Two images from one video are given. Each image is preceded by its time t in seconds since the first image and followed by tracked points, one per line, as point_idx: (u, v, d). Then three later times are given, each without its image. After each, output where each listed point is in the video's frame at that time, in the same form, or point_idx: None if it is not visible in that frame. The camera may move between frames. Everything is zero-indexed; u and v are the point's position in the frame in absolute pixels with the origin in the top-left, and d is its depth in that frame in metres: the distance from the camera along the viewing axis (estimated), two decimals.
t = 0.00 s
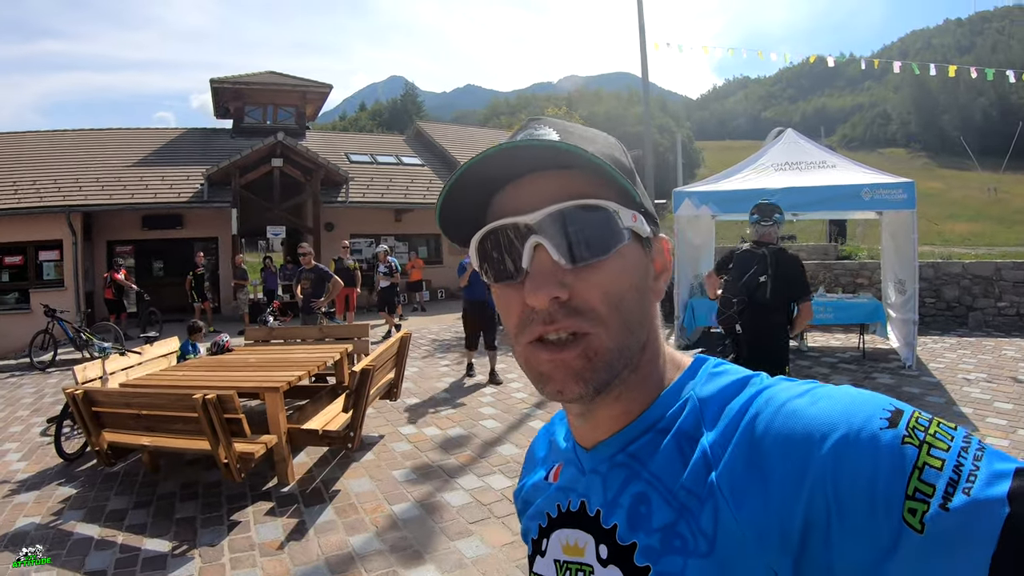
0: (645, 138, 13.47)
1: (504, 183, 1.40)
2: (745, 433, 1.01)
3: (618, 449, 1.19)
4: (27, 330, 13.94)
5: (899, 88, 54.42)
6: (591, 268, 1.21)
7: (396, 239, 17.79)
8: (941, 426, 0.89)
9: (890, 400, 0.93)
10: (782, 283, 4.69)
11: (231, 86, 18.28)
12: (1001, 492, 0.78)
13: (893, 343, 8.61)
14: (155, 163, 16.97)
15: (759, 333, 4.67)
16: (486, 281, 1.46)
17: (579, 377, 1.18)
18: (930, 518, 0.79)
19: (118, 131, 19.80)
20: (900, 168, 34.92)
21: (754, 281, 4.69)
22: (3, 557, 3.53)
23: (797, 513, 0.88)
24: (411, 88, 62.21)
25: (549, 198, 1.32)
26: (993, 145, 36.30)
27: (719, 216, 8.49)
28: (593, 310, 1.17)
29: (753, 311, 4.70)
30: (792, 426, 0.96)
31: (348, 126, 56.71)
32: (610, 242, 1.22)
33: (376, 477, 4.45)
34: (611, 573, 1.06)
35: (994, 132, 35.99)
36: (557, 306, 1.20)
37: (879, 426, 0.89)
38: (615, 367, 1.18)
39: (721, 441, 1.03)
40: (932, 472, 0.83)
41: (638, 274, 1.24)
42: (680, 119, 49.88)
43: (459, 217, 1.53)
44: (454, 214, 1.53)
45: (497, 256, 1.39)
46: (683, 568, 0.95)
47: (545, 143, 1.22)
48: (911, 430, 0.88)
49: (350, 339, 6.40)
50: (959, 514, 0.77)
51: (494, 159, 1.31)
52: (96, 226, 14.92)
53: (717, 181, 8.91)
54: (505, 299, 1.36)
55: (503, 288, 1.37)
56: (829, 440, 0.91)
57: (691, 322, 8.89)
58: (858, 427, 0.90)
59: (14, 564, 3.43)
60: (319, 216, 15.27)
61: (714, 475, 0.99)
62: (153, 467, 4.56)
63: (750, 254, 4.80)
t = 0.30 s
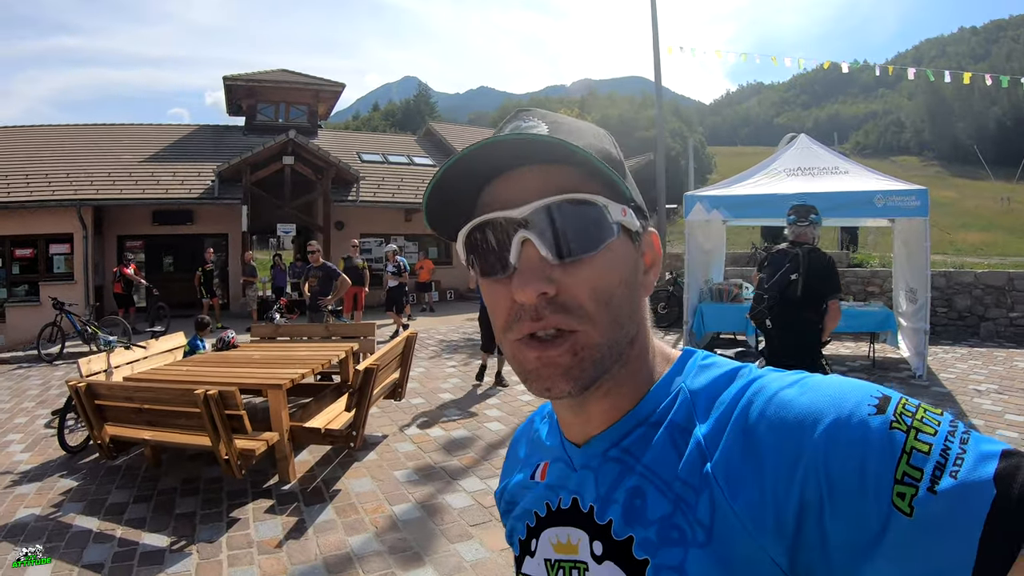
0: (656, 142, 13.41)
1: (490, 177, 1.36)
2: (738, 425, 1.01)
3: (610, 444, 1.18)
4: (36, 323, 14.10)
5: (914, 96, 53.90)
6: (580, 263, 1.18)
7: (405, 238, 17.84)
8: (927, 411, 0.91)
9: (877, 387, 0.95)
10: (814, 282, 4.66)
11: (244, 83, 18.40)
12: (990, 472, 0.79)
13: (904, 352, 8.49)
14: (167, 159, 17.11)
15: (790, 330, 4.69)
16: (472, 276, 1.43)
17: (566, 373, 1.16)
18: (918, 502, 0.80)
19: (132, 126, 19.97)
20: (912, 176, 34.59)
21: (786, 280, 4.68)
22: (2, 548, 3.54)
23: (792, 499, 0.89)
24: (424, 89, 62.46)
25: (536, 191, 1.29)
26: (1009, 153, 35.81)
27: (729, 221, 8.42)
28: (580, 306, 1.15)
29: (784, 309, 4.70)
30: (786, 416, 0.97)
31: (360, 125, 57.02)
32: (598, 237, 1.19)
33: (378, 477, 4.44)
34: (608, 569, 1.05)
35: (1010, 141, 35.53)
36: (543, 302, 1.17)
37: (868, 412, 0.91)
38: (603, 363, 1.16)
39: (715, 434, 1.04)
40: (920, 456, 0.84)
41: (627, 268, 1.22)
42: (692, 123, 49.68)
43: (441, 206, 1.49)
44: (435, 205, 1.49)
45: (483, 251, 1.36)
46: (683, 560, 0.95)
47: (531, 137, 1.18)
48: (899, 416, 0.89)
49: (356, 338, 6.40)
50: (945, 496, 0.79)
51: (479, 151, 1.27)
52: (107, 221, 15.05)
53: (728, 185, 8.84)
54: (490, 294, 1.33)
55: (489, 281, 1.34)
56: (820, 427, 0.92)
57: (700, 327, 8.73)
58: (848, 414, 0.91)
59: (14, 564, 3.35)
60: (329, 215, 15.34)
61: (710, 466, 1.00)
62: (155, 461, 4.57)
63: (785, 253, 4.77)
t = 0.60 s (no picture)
0: (662, 138, 13.36)
1: (521, 186, 1.39)
2: (755, 453, 1.03)
3: (625, 461, 1.20)
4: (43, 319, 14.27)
5: (923, 90, 53.35)
6: (603, 280, 1.20)
7: (411, 234, 17.87)
8: (951, 451, 0.93)
9: (900, 423, 0.97)
10: (847, 285, 5.01)
11: (250, 79, 18.46)
12: (1011, 514, 0.82)
13: (908, 349, 8.46)
14: (173, 155, 17.20)
15: (825, 330, 4.99)
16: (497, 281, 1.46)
17: (580, 389, 1.17)
18: (938, 539, 0.82)
19: (138, 122, 20.08)
20: (919, 172, 34.34)
21: (821, 283, 5.05)
22: (6, 543, 3.60)
23: (807, 529, 0.91)
24: (430, 85, 62.54)
25: (565, 204, 1.31)
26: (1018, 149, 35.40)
27: (732, 218, 8.41)
28: (598, 323, 1.17)
29: (820, 309, 5.03)
30: (808, 444, 0.99)
31: (366, 120, 57.13)
32: (624, 255, 1.20)
33: (379, 474, 4.47)
34: None
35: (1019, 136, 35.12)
36: (562, 317, 1.19)
37: (890, 446, 0.93)
38: (621, 381, 1.17)
39: (732, 460, 1.05)
40: (941, 494, 0.86)
41: (653, 289, 1.22)
42: (698, 118, 49.44)
43: (471, 209, 1.53)
44: (465, 208, 1.52)
45: (509, 259, 1.39)
46: None
47: (559, 152, 1.20)
48: (921, 453, 0.91)
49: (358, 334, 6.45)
50: (964, 536, 0.81)
51: (510, 160, 1.29)
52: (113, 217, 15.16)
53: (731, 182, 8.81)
54: (512, 302, 1.36)
55: (513, 290, 1.37)
56: (839, 460, 0.95)
57: (703, 324, 8.77)
58: (870, 447, 0.94)
59: (14, 564, 3.35)
60: (334, 211, 15.39)
61: (724, 491, 1.01)
62: (159, 457, 4.62)
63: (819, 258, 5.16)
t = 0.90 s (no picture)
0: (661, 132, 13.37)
1: (559, 180, 1.41)
2: (773, 458, 1.05)
3: (638, 466, 1.22)
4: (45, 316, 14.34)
5: (924, 82, 53.06)
6: (635, 284, 1.22)
7: (411, 228, 17.88)
8: (966, 456, 0.96)
9: (915, 429, 0.99)
10: (875, 273, 5.04)
11: (249, 75, 18.44)
12: None
13: (906, 343, 8.49)
14: (173, 152, 17.21)
15: (852, 319, 5.10)
16: (523, 277, 1.47)
17: (606, 391, 1.19)
18: (956, 544, 0.84)
19: (138, 119, 20.08)
20: (920, 165, 34.22)
21: (849, 272, 5.12)
22: (11, 537, 3.66)
23: (823, 535, 0.93)
24: (430, 79, 62.41)
25: (602, 203, 1.33)
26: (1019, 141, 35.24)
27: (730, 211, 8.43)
28: (627, 327, 1.19)
29: (847, 298, 5.13)
30: (825, 450, 1.01)
31: (367, 115, 57.05)
32: (660, 259, 1.23)
33: (378, 467, 4.52)
34: None
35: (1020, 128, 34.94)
36: (593, 318, 1.21)
37: (907, 452, 0.95)
38: (646, 386, 1.19)
39: (747, 465, 1.07)
40: (959, 498, 0.88)
41: (680, 295, 1.25)
42: (699, 111, 49.26)
43: (506, 201, 1.54)
44: (500, 199, 1.54)
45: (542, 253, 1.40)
46: None
47: (608, 149, 1.22)
48: (938, 457, 0.94)
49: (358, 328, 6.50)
50: (983, 541, 0.83)
51: (554, 153, 1.31)
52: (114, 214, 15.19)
53: (729, 175, 8.83)
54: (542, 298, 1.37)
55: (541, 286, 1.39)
56: (855, 466, 0.97)
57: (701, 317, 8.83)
58: (886, 454, 0.96)
59: (13, 564, 3.35)
60: (334, 205, 15.41)
61: (740, 497, 1.03)
62: (161, 452, 4.68)
63: (848, 246, 5.22)
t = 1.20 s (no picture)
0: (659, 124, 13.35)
1: (558, 176, 1.42)
2: (766, 461, 1.09)
3: (631, 464, 1.25)
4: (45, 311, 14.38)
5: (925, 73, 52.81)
6: (633, 286, 1.24)
7: (410, 220, 17.88)
8: (961, 463, 0.99)
9: (911, 435, 1.02)
10: (888, 265, 5.06)
11: (247, 68, 18.38)
12: (1020, 524, 0.88)
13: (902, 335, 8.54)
14: (171, 145, 17.19)
15: (866, 310, 5.13)
16: (522, 274, 1.49)
17: (602, 391, 1.22)
18: (949, 549, 0.88)
19: (136, 112, 20.04)
20: (920, 157, 34.13)
21: (863, 264, 5.14)
22: (14, 530, 3.71)
23: (817, 539, 0.96)
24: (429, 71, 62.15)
25: (604, 203, 1.34)
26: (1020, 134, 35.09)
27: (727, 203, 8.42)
28: (626, 329, 1.21)
29: (860, 289, 5.13)
30: (819, 454, 1.04)
31: (365, 107, 56.84)
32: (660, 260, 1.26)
33: (376, 457, 4.58)
34: None
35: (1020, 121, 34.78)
36: (591, 319, 1.24)
37: (902, 457, 0.98)
38: (642, 387, 1.22)
39: (741, 467, 1.10)
40: (952, 504, 0.92)
41: (679, 296, 1.28)
42: (699, 103, 49.09)
43: (506, 197, 1.54)
44: (499, 194, 1.54)
45: (541, 251, 1.41)
46: None
47: (611, 149, 1.23)
48: (933, 463, 0.97)
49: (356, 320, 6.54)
50: (976, 546, 0.86)
51: (555, 151, 1.32)
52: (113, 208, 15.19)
53: (727, 167, 8.82)
54: (540, 296, 1.39)
55: (539, 284, 1.41)
56: (849, 470, 1.00)
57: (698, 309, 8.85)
58: (881, 458, 0.99)
59: (14, 564, 3.31)
60: (333, 198, 15.41)
61: (733, 498, 1.06)
62: (162, 444, 4.73)
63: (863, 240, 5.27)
